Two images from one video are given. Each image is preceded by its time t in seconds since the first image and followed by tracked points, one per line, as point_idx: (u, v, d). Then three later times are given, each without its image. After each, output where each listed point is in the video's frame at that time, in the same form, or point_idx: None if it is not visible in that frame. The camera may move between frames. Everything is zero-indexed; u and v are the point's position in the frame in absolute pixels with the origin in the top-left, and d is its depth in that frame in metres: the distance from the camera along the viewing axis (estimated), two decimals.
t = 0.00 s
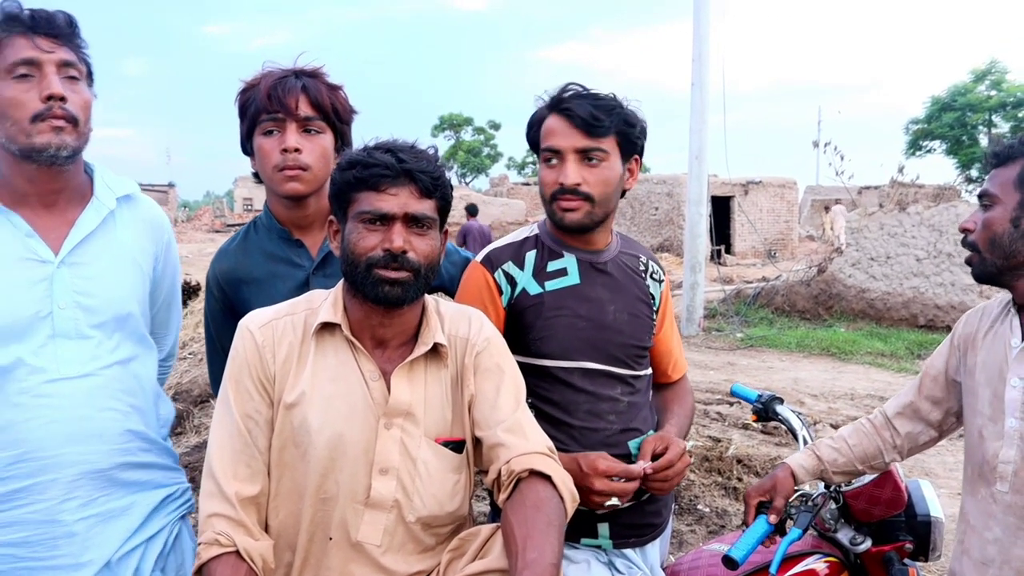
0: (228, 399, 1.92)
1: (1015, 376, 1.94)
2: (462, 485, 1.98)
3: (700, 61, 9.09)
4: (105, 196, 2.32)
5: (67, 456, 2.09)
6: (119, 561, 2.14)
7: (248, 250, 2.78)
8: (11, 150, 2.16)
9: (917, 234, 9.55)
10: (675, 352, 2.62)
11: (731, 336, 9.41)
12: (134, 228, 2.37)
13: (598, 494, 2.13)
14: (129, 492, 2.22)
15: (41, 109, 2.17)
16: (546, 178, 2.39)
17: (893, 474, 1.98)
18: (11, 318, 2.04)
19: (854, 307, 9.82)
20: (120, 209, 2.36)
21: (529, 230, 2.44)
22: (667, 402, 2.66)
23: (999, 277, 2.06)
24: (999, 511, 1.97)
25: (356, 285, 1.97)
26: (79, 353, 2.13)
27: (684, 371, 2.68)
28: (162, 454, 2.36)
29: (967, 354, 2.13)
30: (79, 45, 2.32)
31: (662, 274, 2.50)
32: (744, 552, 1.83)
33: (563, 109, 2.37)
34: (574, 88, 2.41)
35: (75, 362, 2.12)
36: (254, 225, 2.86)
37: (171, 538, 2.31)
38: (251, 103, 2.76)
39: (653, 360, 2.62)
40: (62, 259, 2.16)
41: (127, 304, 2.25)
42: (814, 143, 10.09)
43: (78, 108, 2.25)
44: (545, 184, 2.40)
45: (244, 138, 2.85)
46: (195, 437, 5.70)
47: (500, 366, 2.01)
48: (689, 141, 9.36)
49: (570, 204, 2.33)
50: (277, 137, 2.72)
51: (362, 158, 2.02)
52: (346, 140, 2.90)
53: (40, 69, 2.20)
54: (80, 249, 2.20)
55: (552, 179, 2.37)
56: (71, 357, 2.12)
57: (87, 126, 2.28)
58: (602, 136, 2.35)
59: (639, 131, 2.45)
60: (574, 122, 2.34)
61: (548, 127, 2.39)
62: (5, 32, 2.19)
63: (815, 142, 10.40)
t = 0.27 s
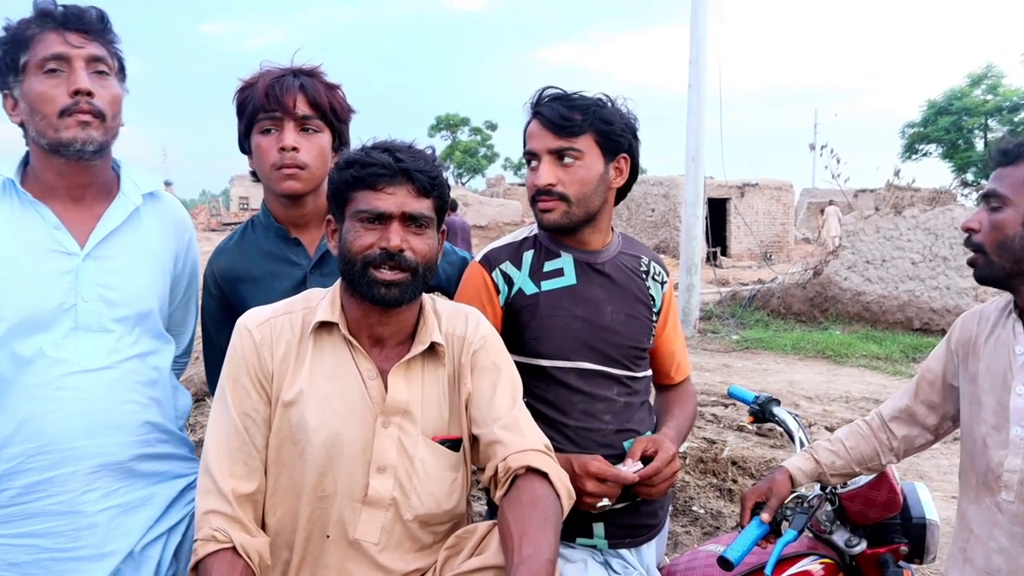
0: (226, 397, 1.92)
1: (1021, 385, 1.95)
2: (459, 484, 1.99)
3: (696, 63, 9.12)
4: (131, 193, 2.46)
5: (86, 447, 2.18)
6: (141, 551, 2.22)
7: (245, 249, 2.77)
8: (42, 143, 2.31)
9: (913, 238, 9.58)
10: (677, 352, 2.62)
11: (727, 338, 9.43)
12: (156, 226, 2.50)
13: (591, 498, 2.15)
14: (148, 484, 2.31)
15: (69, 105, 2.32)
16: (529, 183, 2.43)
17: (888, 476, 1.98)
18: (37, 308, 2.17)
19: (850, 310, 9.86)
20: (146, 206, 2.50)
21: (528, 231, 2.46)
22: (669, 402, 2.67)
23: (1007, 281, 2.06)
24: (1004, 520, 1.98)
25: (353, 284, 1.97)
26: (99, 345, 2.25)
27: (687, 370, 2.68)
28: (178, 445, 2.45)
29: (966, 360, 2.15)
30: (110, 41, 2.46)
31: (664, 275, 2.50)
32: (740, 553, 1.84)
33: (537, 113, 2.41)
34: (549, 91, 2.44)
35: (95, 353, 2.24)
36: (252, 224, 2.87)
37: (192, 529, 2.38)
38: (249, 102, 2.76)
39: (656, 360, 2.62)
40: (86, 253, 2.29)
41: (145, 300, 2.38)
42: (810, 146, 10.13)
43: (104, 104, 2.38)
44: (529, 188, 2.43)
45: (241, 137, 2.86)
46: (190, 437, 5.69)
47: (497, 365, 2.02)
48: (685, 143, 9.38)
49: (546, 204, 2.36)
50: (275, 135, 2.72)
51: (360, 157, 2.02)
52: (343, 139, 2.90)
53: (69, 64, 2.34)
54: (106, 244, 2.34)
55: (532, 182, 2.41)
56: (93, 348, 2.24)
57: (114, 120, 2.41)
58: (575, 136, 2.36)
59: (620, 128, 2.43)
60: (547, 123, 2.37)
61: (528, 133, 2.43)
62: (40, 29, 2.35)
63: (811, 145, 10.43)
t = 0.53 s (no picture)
0: (236, 397, 1.93)
1: None
2: (466, 485, 2.00)
3: (700, 64, 9.12)
4: (151, 195, 2.49)
5: (105, 447, 2.20)
6: (160, 549, 2.27)
7: (252, 249, 2.78)
8: (52, 149, 2.35)
9: (919, 238, 9.38)
10: (687, 352, 2.61)
11: (731, 339, 9.43)
12: (174, 228, 2.53)
13: (596, 497, 2.14)
14: (167, 483, 2.34)
15: (72, 110, 2.33)
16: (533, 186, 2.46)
17: (894, 478, 1.96)
18: (58, 308, 2.20)
19: (853, 312, 9.98)
20: (164, 208, 2.53)
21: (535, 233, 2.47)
22: (680, 403, 2.67)
23: None
24: None
25: (362, 285, 1.98)
26: (118, 344, 2.27)
27: (698, 371, 2.68)
28: (194, 445, 2.47)
29: (976, 362, 2.00)
30: (118, 40, 2.45)
31: (674, 275, 2.49)
32: (747, 555, 1.85)
33: (537, 116, 2.44)
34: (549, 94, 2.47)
35: (114, 352, 2.25)
36: (258, 224, 2.88)
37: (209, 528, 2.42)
38: (253, 104, 2.78)
39: (665, 360, 2.62)
40: (106, 253, 2.32)
41: (163, 301, 2.39)
42: (815, 147, 10.12)
43: (109, 107, 2.38)
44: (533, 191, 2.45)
45: (246, 139, 2.87)
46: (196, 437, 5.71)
47: (505, 366, 2.03)
48: (689, 143, 9.39)
49: (548, 207, 2.38)
50: (279, 137, 2.73)
51: (367, 159, 2.03)
52: (347, 139, 2.91)
53: (73, 69, 2.36)
54: (125, 245, 2.37)
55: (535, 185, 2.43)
56: (112, 347, 2.26)
57: (121, 122, 2.41)
58: (575, 139, 2.36)
59: (621, 129, 2.43)
60: (547, 127, 2.39)
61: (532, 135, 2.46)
62: (47, 35, 2.38)
63: (816, 146, 10.42)
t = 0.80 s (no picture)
0: (241, 394, 1.94)
1: None
2: (469, 483, 2.01)
3: (702, 63, 9.12)
4: (156, 192, 2.51)
5: (108, 444, 2.22)
6: (161, 545, 2.28)
7: (255, 248, 2.79)
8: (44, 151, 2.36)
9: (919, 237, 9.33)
10: (690, 352, 2.62)
11: (732, 338, 9.44)
12: (179, 225, 2.54)
13: (592, 500, 2.15)
14: (167, 480, 2.36)
15: (54, 112, 2.32)
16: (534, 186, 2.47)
17: (896, 476, 1.95)
18: (63, 304, 2.22)
19: (854, 310, 9.93)
20: (170, 206, 2.54)
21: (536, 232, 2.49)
22: (682, 403, 2.68)
23: None
24: None
25: (367, 283, 2.00)
26: (122, 340, 2.28)
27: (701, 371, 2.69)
28: (196, 443, 2.49)
29: (993, 360, 1.89)
30: (103, 37, 2.41)
31: (677, 275, 2.50)
32: (747, 552, 1.86)
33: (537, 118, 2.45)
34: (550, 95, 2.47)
35: (118, 349, 2.27)
36: (260, 223, 2.89)
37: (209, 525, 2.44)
38: (254, 103, 2.78)
39: (666, 360, 2.63)
40: (111, 250, 2.33)
41: (167, 298, 2.41)
42: (816, 147, 10.12)
43: (90, 105, 2.35)
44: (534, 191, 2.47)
45: (248, 138, 2.88)
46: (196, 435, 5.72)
47: (508, 364, 2.04)
48: (690, 143, 9.39)
49: (548, 208, 2.39)
50: (281, 136, 2.74)
51: (374, 158, 2.04)
52: (347, 138, 2.92)
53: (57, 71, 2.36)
54: (130, 241, 2.38)
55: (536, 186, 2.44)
56: (116, 344, 2.27)
57: (106, 121, 2.38)
58: (573, 140, 2.37)
59: (620, 129, 2.42)
60: (546, 128, 2.40)
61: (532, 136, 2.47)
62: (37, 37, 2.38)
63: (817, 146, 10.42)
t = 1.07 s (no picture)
0: (239, 394, 1.94)
1: None
2: (468, 483, 2.01)
3: (700, 63, 9.13)
4: (153, 192, 2.50)
5: (98, 444, 2.23)
6: (151, 546, 2.28)
7: (254, 248, 2.79)
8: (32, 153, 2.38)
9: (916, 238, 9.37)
10: (688, 352, 2.63)
11: (730, 338, 9.45)
12: (176, 224, 2.53)
13: (590, 497, 2.15)
14: (159, 481, 2.36)
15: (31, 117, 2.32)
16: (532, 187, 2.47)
17: (891, 476, 1.97)
18: (55, 304, 2.22)
19: (853, 310, 9.98)
20: (167, 205, 2.54)
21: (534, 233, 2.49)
22: (680, 402, 2.69)
23: None
24: None
25: (367, 284, 2.00)
26: (114, 341, 2.28)
27: (699, 371, 2.69)
28: (190, 444, 2.49)
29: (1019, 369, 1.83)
30: (78, 36, 2.36)
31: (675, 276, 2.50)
32: (745, 551, 1.86)
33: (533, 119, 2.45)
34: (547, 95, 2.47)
35: (110, 349, 2.27)
36: (260, 224, 2.89)
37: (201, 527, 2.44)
38: (255, 103, 2.78)
39: (665, 360, 2.64)
40: (105, 250, 2.33)
41: (161, 299, 2.40)
42: (814, 147, 10.13)
43: (64, 108, 2.32)
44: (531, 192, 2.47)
45: (248, 138, 2.88)
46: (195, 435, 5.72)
47: (507, 364, 2.04)
48: (689, 143, 9.40)
49: (545, 209, 2.39)
50: (281, 136, 2.74)
51: (374, 159, 2.05)
52: (347, 138, 2.92)
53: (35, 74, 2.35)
54: (125, 241, 2.38)
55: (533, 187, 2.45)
56: (108, 344, 2.27)
57: (80, 122, 2.34)
58: (570, 141, 2.37)
59: (617, 129, 2.42)
60: (542, 130, 2.41)
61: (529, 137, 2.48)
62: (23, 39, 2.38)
63: (815, 146, 10.43)
